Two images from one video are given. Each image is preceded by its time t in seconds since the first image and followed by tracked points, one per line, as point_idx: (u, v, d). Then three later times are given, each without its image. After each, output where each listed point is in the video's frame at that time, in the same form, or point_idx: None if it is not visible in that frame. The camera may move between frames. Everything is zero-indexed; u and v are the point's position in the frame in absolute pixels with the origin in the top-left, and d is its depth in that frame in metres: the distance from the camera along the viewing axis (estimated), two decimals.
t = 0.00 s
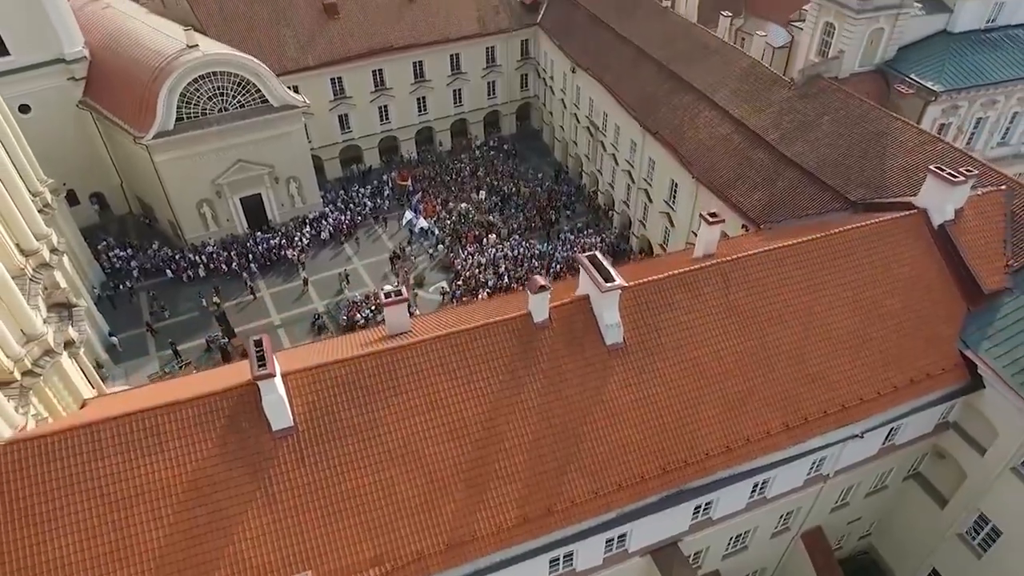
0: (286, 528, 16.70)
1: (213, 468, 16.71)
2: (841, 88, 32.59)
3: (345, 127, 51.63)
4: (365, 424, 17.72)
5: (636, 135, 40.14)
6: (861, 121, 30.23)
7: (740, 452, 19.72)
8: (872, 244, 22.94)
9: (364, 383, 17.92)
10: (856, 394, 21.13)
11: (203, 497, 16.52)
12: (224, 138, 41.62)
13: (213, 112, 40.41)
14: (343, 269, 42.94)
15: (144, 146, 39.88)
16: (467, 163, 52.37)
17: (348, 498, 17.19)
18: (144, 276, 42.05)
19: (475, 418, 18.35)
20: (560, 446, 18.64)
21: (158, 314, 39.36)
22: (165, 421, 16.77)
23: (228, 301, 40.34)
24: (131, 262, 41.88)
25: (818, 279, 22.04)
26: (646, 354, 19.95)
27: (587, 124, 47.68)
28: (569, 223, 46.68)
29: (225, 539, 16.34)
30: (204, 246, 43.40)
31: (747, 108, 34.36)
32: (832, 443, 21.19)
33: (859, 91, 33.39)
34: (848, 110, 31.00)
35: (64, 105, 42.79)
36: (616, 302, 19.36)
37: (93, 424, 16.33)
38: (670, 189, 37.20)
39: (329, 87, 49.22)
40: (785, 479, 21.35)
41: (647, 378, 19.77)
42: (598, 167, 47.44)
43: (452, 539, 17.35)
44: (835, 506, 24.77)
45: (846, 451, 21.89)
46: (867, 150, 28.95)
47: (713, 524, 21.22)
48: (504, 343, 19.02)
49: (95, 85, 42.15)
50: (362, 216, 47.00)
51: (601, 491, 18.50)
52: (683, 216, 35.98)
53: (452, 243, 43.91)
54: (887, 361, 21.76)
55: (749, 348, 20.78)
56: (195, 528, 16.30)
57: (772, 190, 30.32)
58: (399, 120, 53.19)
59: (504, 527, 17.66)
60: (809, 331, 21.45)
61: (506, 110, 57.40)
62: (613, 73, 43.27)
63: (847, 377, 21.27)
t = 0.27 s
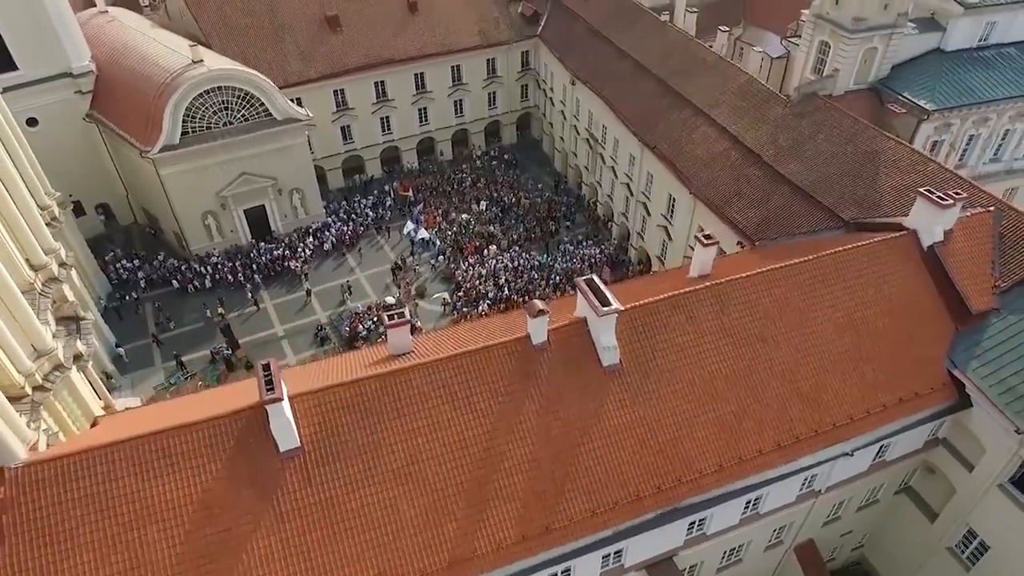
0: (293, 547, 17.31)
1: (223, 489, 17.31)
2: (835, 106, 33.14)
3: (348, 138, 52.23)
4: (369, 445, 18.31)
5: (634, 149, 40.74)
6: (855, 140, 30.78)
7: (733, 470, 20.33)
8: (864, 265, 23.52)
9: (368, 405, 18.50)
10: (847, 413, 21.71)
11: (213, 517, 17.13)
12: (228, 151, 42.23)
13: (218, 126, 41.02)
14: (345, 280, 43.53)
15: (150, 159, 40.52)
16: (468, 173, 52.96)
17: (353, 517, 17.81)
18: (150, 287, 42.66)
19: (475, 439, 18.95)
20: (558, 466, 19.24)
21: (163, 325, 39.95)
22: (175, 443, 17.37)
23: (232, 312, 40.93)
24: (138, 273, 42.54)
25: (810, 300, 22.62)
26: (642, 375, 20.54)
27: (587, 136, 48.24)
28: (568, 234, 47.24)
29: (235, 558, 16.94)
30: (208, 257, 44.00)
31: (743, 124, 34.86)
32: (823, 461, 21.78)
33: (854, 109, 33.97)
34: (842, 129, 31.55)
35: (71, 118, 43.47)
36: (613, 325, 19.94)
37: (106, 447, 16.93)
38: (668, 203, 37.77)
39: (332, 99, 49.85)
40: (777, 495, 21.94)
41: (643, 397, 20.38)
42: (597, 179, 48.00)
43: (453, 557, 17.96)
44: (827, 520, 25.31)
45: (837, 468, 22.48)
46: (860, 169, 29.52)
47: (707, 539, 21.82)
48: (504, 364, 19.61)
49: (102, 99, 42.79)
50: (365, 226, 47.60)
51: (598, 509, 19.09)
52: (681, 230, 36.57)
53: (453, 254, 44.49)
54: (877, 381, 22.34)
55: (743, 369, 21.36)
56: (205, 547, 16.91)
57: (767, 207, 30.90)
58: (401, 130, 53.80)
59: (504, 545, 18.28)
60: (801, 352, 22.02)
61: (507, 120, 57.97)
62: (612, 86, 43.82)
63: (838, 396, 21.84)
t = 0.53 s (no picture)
0: (300, 565, 17.95)
1: (233, 510, 17.96)
2: (830, 124, 33.72)
3: (351, 149, 52.89)
4: (374, 466, 18.95)
5: (633, 164, 41.33)
6: (849, 159, 31.36)
7: (727, 489, 20.96)
8: (855, 287, 24.13)
9: (373, 427, 19.14)
10: (838, 432, 22.31)
11: (223, 537, 17.79)
12: (233, 165, 42.90)
13: (223, 140, 41.67)
14: (348, 291, 44.18)
15: (156, 173, 41.22)
16: (469, 183, 53.61)
17: (359, 536, 18.46)
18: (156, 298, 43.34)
19: (476, 460, 19.58)
20: (557, 485, 19.86)
21: (169, 336, 40.61)
22: (186, 465, 18.04)
23: (237, 323, 41.58)
24: (146, 285, 43.31)
25: (803, 321, 23.24)
26: (638, 396, 21.16)
27: (587, 148, 48.86)
28: (569, 245, 47.82)
29: None
30: (214, 268, 44.67)
31: (740, 141, 35.41)
32: (814, 479, 22.39)
33: (848, 127, 34.57)
34: (836, 147, 32.12)
35: (79, 132, 44.21)
36: (610, 348, 20.53)
37: (120, 469, 17.64)
38: (666, 218, 38.38)
39: (335, 111, 50.54)
40: (769, 512, 22.56)
41: (639, 418, 21.01)
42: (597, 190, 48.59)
43: None
44: (820, 534, 25.90)
45: (828, 486, 23.10)
46: (854, 188, 30.11)
47: (701, 554, 22.44)
48: (504, 386, 20.23)
49: (109, 112, 43.47)
50: (368, 237, 48.26)
51: (595, 527, 19.72)
52: (679, 245, 37.16)
53: (454, 266, 45.12)
54: (868, 401, 22.94)
55: (736, 390, 21.98)
56: (216, 566, 17.57)
57: (763, 225, 31.50)
58: (403, 141, 54.44)
59: (504, 563, 18.91)
60: (793, 372, 22.63)
61: (508, 130, 58.61)
62: (612, 100, 44.37)
63: (829, 416, 22.43)
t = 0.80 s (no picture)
0: None
1: (241, 527, 18.59)
2: (826, 140, 34.27)
3: (354, 159, 53.51)
4: (378, 483, 19.53)
5: (633, 177, 41.91)
6: (844, 176, 31.90)
7: (721, 505, 21.54)
8: (848, 306, 24.70)
9: (377, 446, 19.72)
10: (830, 450, 22.87)
11: (232, 553, 18.43)
12: (238, 177, 43.51)
13: (228, 153, 42.31)
14: (352, 301, 44.78)
15: (163, 185, 41.88)
16: (471, 193, 54.20)
17: (363, 552, 19.06)
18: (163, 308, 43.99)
19: (478, 478, 20.16)
20: (555, 502, 20.44)
21: (174, 346, 41.24)
22: (196, 484, 18.65)
23: (243, 333, 42.19)
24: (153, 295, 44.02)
25: (796, 340, 23.79)
26: (634, 415, 21.72)
27: (587, 159, 49.46)
28: (569, 254, 48.36)
29: None
30: (219, 278, 45.30)
31: (737, 157, 35.94)
32: (807, 495, 22.93)
33: (844, 144, 35.11)
34: (831, 164, 32.67)
35: (87, 143, 44.88)
36: (608, 368, 21.11)
37: (132, 488, 18.27)
38: (665, 230, 38.93)
39: (339, 122, 51.17)
40: (763, 526, 23.12)
41: (635, 436, 21.58)
42: (597, 201, 49.13)
43: None
44: (814, 546, 26.44)
45: (820, 501, 23.66)
46: (849, 206, 30.65)
47: (697, 568, 23.00)
48: (504, 406, 20.79)
49: (116, 125, 44.12)
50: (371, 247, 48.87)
51: (592, 543, 20.33)
52: (678, 258, 37.68)
53: (456, 276, 45.69)
54: (860, 419, 23.48)
55: (731, 407, 22.54)
56: None
57: (759, 241, 32.02)
58: (405, 151, 55.03)
59: None
60: (787, 391, 23.18)
61: (509, 139, 59.20)
62: (611, 113, 44.93)
63: (821, 434, 22.99)
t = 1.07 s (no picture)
0: None
1: (249, 544, 19.15)
2: (822, 156, 34.79)
3: (357, 169, 54.12)
4: (382, 501, 20.10)
5: (633, 189, 42.48)
6: (839, 193, 32.41)
7: (716, 522, 22.11)
8: (842, 325, 25.22)
9: (381, 463, 20.28)
10: (824, 466, 23.41)
11: (241, 569, 19.03)
12: (244, 188, 44.14)
13: (234, 165, 42.93)
14: (355, 311, 45.35)
15: (170, 197, 42.53)
16: (473, 202, 54.79)
17: (367, 568, 19.65)
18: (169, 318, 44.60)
19: (479, 494, 20.72)
20: (554, 519, 21.01)
21: (180, 356, 41.84)
22: (205, 501, 19.22)
23: (248, 342, 42.80)
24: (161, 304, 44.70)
25: (791, 359, 24.32)
26: (632, 433, 22.27)
27: (587, 170, 50.03)
28: (570, 264, 48.91)
29: None
30: (224, 288, 45.92)
31: (735, 172, 36.46)
32: (801, 510, 23.48)
33: (841, 160, 35.60)
34: (828, 180, 33.19)
35: (95, 154, 45.52)
36: (606, 388, 21.68)
37: (143, 506, 18.88)
38: (664, 243, 39.47)
39: (342, 133, 51.77)
40: (758, 541, 23.67)
41: (633, 453, 22.13)
42: (598, 211, 49.66)
43: None
44: (808, 558, 26.96)
45: (814, 517, 24.22)
46: (844, 223, 31.19)
47: None
48: (504, 424, 21.33)
49: (123, 136, 44.75)
50: (374, 256, 49.48)
51: (590, 559, 20.91)
52: (677, 271, 38.19)
53: (458, 285, 46.25)
54: (853, 436, 24.00)
55: (727, 425, 23.08)
56: None
57: (756, 256, 32.51)
58: (408, 160, 55.61)
59: None
60: (782, 408, 23.71)
61: (511, 148, 59.74)
62: (612, 125, 45.47)
63: (815, 451, 23.53)
